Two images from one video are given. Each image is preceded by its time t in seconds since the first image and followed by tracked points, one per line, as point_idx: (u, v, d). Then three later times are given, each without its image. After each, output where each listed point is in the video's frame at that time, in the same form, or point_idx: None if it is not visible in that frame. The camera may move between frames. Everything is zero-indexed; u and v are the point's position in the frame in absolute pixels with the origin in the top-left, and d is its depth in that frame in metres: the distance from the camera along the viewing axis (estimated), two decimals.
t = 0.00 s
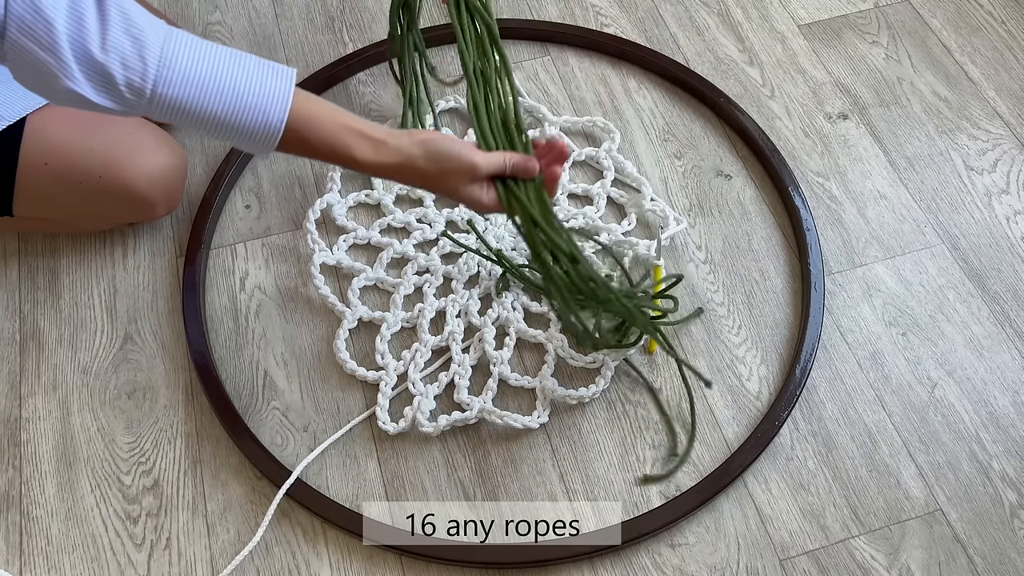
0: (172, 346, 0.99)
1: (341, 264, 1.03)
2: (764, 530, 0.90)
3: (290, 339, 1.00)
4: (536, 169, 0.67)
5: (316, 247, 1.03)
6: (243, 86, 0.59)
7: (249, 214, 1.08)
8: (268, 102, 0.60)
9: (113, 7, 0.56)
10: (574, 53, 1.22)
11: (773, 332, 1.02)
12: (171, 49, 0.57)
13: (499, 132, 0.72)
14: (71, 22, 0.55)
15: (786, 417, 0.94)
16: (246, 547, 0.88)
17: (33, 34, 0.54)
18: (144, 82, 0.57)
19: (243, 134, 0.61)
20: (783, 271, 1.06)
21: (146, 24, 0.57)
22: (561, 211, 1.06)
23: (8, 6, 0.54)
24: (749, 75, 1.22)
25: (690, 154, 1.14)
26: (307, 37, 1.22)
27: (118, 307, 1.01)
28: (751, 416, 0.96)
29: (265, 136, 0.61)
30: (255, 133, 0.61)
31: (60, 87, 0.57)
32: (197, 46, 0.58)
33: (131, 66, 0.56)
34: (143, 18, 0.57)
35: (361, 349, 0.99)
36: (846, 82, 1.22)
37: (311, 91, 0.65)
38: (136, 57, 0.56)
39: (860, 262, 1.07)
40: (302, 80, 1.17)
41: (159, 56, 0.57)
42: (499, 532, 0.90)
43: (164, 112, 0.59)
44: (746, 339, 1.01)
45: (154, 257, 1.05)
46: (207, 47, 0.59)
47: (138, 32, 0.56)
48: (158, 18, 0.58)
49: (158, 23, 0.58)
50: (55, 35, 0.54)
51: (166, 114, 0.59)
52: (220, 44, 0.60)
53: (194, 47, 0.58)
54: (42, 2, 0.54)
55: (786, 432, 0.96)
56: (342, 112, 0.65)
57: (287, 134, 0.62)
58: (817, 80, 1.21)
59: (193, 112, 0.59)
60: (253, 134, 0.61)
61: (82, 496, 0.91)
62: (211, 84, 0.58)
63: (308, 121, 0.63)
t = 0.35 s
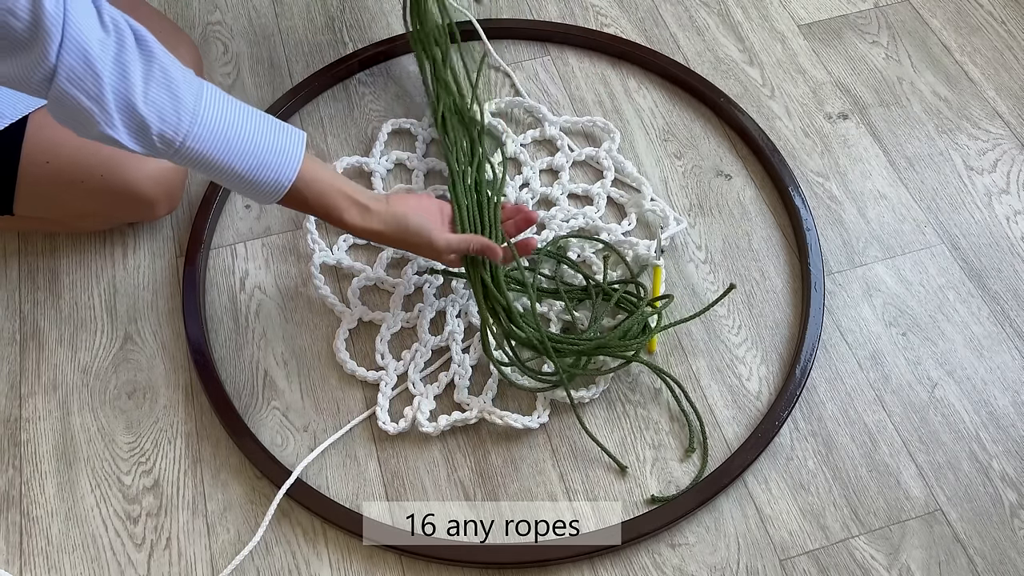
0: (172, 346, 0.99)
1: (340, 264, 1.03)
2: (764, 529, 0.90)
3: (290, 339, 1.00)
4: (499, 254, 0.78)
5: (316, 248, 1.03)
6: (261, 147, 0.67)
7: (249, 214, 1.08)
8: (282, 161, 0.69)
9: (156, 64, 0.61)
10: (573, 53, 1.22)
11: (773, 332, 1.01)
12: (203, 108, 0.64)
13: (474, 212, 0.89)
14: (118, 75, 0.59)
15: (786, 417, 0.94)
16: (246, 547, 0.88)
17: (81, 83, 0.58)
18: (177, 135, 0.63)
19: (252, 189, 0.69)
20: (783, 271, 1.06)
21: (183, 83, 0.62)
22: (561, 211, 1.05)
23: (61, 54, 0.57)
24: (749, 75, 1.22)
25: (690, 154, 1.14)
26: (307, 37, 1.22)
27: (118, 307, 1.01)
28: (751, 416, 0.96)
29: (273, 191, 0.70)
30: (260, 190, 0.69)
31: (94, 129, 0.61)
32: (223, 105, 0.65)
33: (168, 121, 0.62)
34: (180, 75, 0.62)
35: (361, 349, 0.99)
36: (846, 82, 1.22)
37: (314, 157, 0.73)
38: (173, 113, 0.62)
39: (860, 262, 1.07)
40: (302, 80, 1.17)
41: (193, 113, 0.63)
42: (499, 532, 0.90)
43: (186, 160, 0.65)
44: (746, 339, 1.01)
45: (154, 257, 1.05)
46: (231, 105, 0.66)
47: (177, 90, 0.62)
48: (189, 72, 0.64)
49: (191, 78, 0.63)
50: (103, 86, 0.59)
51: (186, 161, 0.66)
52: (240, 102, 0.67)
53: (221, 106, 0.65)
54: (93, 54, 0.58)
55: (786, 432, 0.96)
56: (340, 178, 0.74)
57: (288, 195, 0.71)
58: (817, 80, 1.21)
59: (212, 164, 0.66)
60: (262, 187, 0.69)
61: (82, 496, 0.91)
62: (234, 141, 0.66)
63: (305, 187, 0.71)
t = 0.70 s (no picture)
0: (172, 346, 0.99)
1: (340, 264, 1.03)
2: (764, 529, 0.90)
3: (290, 339, 1.00)
4: (480, 241, 0.84)
5: (317, 248, 1.03)
6: (246, 168, 0.73)
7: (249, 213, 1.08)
8: (264, 180, 0.74)
9: (149, 91, 0.66)
10: (573, 53, 1.22)
11: (773, 332, 1.02)
12: (192, 132, 0.69)
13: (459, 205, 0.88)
14: (114, 102, 0.64)
15: (786, 417, 0.94)
16: (246, 547, 0.88)
17: (79, 109, 0.63)
18: (166, 157, 0.68)
19: (239, 204, 0.75)
20: (783, 271, 1.06)
21: (174, 109, 0.67)
22: (562, 211, 1.06)
23: (61, 83, 0.62)
24: (749, 75, 1.22)
25: (690, 154, 1.14)
26: (307, 37, 1.22)
27: (118, 307, 1.01)
28: (751, 416, 0.96)
29: (257, 206, 0.76)
30: (248, 203, 0.75)
31: (89, 149, 0.66)
32: (211, 127, 0.70)
33: (158, 144, 0.67)
34: (172, 101, 0.67)
35: (361, 349, 0.99)
36: (846, 82, 1.21)
37: (300, 172, 0.79)
38: (163, 138, 0.67)
39: (860, 262, 1.07)
40: (301, 80, 1.17)
41: (182, 136, 0.68)
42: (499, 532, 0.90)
43: (174, 177, 0.71)
44: (746, 339, 1.01)
45: (153, 257, 1.05)
46: (219, 128, 0.71)
47: (168, 116, 0.67)
48: (181, 97, 0.69)
49: (181, 102, 0.68)
50: (98, 113, 0.63)
51: (175, 178, 0.71)
52: (226, 123, 0.72)
53: (209, 130, 0.70)
54: (91, 84, 0.62)
55: (786, 432, 0.96)
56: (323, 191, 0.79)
57: (279, 210, 0.77)
58: (817, 80, 1.21)
59: (202, 182, 0.71)
60: (249, 202, 0.75)
61: (82, 496, 0.91)
62: (219, 160, 0.71)
63: (294, 201, 0.77)
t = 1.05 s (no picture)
0: (172, 346, 0.99)
1: (340, 265, 1.03)
2: (764, 530, 0.90)
3: (290, 339, 1.00)
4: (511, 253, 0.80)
5: (317, 248, 1.03)
6: (255, 175, 0.72)
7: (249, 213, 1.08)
8: (281, 187, 0.73)
9: (164, 102, 0.66)
10: (573, 53, 1.22)
11: (773, 332, 1.01)
12: (202, 140, 0.68)
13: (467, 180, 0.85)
14: (129, 112, 0.64)
15: (786, 417, 0.94)
16: (246, 547, 0.88)
17: (97, 123, 0.63)
18: (181, 167, 0.68)
19: (253, 214, 0.74)
20: (783, 271, 1.06)
21: (187, 117, 0.67)
22: (562, 211, 1.06)
23: (80, 96, 0.62)
24: (749, 75, 1.22)
25: (690, 154, 1.14)
26: (307, 37, 1.22)
27: (118, 307, 1.01)
28: (751, 416, 0.96)
29: (276, 214, 0.74)
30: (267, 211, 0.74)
31: (106, 161, 0.66)
32: (226, 137, 0.70)
33: (173, 154, 0.67)
34: (184, 109, 0.67)
35: (361, 349, 0.99)
36: (846, 82, 1.21)
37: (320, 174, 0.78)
38: (177, 147, 0.67)
39: (860, 262, 1.07)
40: (301, 80, 1.17)
41: (197, 146, 0.68)
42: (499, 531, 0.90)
43: (190, 186, 0.70)
44: (746, 339, 1.01)
45: (154, 257, 1.05)
46: (238, 138, 0.71)
47: (183, 125, 0.67)
48: (198, 108, 0.69)
49: (196, 113, 0.68)
50: (115, 125, 0.63)
51: (192, 188, 0.70)
52: (237, 131, 0.71)
53: (223, 139, 0.70)
54: (109, 97, 0.63)
55: (786, 432, 0.96)
56: (343, 195, 0.78)
57: (299, 214, 0.76)
58: (817, 80, 1.21)
59: (220, 191, 0.71)
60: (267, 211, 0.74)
61: (82, 496, 0.91)
62: (236, 169, 0.71)
63: (307, 206, 0.76)
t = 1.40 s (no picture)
0: (172, 346, 0.99)
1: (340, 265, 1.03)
2: (764, 529, 0.90)
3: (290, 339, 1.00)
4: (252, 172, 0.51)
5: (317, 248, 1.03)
6: None
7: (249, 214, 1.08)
8: None
9: None
10: (573, 53, 1.22)
11: (773, 332, 1.01)
12: None
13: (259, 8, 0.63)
14: None
15: (786, 417, 0.95)
16: (246, 547, 0.88)
17: None
18: None
19: None
20: (783, 271, 1.06)
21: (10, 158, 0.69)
22: (562, 211, 1.06)
23: None
24: (749, 75, 1.22)
25: (690, 154, 1.14)
26: (307, 37, 1.22)
27: (118, 307, 1.01)
28: (750, 416, 0.96)
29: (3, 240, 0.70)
30: None
31: None
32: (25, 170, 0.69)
33: None
34: None
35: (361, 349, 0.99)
36: (846, 81, 1.21)
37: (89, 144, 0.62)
38: None
39: (860, 262, 1.07)
40: (302, 80, 1.17)
41: None
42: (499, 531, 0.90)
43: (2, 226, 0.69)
44: (746, 339, 1.01)
45: (154, 257, 1.05)
46: None
47: None
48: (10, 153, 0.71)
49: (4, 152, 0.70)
50: None
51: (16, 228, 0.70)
52: None
53: None
54: None
55: (786, 432, 0.96)
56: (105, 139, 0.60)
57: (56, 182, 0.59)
58: (817, 80, 1.21)
59: None
60: None
61: (82, 496, 0.91)
62: None
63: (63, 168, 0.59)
